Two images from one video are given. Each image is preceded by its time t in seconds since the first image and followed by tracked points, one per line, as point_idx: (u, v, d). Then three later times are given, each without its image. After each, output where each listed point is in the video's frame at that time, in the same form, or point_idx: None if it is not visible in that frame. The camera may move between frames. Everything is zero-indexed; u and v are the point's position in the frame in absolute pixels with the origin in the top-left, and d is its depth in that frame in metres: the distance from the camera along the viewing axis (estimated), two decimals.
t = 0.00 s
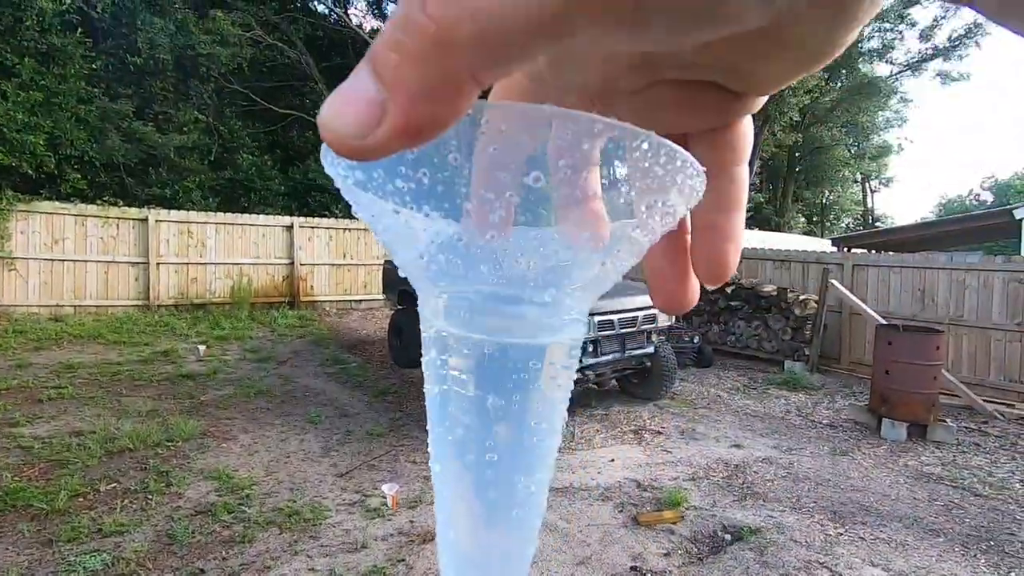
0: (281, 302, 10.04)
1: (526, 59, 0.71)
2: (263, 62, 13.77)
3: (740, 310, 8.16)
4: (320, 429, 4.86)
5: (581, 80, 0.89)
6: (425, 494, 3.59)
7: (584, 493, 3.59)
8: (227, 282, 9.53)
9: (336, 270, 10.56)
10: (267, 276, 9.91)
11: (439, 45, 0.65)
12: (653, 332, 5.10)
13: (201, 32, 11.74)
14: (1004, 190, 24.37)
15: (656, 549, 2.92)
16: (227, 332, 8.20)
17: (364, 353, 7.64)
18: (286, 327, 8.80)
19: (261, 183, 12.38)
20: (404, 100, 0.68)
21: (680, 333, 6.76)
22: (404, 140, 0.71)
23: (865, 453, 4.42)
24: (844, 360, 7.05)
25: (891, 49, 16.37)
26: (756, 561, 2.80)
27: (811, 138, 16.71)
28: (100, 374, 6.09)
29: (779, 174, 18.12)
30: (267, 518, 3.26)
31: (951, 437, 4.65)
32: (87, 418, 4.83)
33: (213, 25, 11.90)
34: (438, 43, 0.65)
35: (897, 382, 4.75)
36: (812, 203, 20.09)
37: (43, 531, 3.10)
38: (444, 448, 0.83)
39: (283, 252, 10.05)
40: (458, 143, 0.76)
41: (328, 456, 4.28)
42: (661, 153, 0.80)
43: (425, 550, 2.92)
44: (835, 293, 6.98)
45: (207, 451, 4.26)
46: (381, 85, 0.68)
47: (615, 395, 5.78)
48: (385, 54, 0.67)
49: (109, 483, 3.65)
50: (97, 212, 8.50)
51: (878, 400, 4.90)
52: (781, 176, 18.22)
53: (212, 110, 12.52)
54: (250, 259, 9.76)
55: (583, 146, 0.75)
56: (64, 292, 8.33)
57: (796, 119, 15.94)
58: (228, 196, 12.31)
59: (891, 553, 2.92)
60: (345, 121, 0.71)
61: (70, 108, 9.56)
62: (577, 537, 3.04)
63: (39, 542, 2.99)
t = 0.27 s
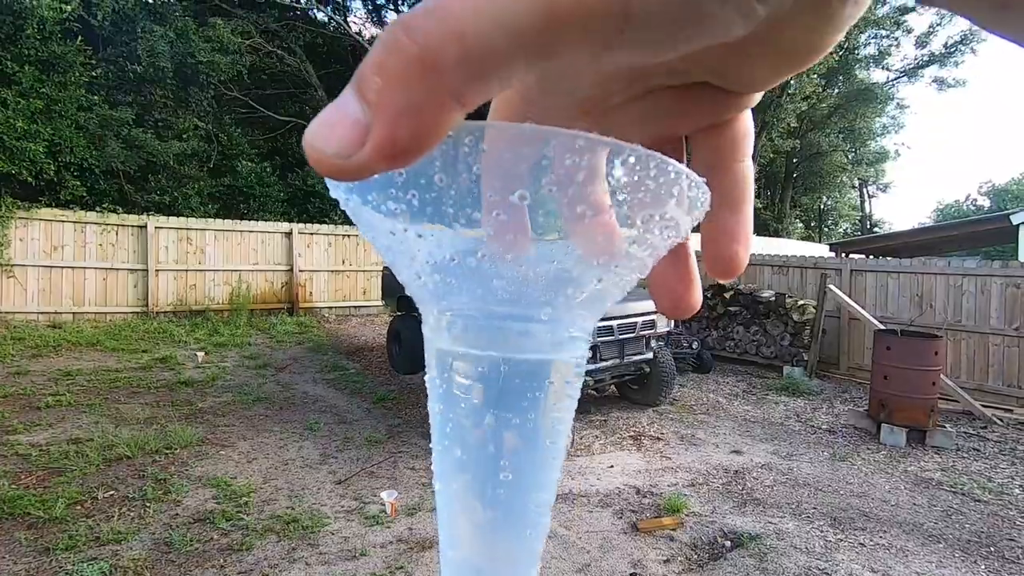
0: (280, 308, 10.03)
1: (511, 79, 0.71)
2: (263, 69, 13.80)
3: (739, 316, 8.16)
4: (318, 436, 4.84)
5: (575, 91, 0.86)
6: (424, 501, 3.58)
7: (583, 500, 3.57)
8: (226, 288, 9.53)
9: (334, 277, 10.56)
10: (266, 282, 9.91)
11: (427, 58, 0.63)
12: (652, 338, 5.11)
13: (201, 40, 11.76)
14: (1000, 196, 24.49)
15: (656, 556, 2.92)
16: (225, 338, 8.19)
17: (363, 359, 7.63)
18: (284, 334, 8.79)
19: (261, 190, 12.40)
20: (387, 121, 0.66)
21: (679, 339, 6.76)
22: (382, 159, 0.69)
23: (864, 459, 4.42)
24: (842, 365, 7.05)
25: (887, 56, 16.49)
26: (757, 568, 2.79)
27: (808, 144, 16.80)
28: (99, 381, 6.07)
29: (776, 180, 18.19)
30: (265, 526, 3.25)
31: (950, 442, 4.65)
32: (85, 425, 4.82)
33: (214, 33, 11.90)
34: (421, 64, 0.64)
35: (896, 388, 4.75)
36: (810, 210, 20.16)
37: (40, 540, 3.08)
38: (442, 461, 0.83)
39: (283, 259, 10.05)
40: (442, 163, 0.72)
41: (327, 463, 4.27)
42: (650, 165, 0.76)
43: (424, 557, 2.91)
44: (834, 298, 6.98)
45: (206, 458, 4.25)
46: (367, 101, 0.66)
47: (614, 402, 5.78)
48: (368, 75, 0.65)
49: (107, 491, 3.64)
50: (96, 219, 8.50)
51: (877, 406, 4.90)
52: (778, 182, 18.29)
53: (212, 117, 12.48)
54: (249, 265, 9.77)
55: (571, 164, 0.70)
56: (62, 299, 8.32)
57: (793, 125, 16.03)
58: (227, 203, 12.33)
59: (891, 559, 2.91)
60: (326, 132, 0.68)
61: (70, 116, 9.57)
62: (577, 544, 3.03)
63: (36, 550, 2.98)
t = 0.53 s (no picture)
0: (280, 313, 10.04)
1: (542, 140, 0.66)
2: (264, 75, 13.84)
3: (739, 320, 8.15)
4: (318, 442, 4.84)
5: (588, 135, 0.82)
6: (424, 507, 3.58)
7: (583, 505, 3.57)
8: (226, 293, 9.54)
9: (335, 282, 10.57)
10: (266, 287, 9.91)
11: (475, 146, 0.59)
12: (653, 342, 5.11)
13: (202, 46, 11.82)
14: (999, 200, 24.54)
15: (657, 561, 2.91)
16: (225, 344, 8.19)
17: (363, 364, 7.63)
18: (285, 339, 8.79)
19: (261, 195, 12.43)
20: (446, 202, 0.62)
21: (679, 343, 6.76)
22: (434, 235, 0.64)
23: (865, 463, 4.41)
24: (843, 369, 7.06)
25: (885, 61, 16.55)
26: (757, 573, 2.79)
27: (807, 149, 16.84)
28: (99, 387, 6.07)
29: (775, 184, 18.22)
30: (265, 532, 3.25)
31: (951, 446, 4.65)
32: (84, 431, 4.81)
33: (215, 40, 11.95)
34: (473, 149, 0.59)
35: (896, 391, 4.75)
36: (809, 214, 20.19)
37: (40, 546, 3.07)
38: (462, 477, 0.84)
39: (283, 264, 10.06)
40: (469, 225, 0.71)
41: (327, 469, 4.26)
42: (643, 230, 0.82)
43: (424, 563, 2.91)
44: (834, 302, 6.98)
45: (206, 464, 4.25)
46: (421, 183, 0.61)
47: (615, 406, 5.77)
48: (418, 158, 0.61)
49: (106, 497, 3.64)
50: (96, 225, 8.51)
51: (878, 410, 4.90)
52: (778, 186, 18.32)
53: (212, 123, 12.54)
54: (249, 270, 9.78)
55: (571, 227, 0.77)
56: (63, 304, 8.33)
57: (792, 129, 16.08)
58: (228, 208, 12.35)
59: (892, 564, 2.91)
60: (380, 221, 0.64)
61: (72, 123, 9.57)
62: (578, 549, 3.02)
63: (36, 556, 2.98)
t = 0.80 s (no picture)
0: (280, 316, 10.04)
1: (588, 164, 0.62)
2: (264, 79, 13.85)
3: (739, 323, 8.14)
4: (319, 445, 4.83)
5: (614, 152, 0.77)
6: (425, 510, 3.57)
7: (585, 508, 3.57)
8: (226, 296, 9.55)
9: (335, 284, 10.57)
10: (266, 290, 9.91)
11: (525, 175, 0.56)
12: (654, 345, 5.09)
13: (202, 50, 11.86)
14: (999, 204, 24.54)
15: (658, 564, 2.90)
16: (226, 347, 8.18)
17: (363, 368, 7.62)
18: (285, 342, 8.79)
19: (262, 199, 12.45)
20: (502, 234, 0.58)
21: (679, 346, 6.76)
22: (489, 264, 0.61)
23: (866, 466, 4.40)
24: (843, 372, 7.05)
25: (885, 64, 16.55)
26: None
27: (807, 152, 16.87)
28: (99, 390, 6.06)
29: (775, 187, 18.24)
30: (266, 535, 3.24)
31: (953, 449, 4.63)
32: (84, 435, 4.80)
33: (216, 44, 12.00)
34: (530, 177, 0.56)
35: (897, 394, 4.74)
36: (809, 216, 20.21)
37: (40, 550, 3.07)
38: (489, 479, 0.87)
39: (283, 268, 10.06)
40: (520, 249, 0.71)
41: (328, 472, 4.25)
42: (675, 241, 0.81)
43: (426, 566, 2.90)
44: (834, 305, 6.97)
45: (207, 467, 4.25)
46: (473, 214, 0.58)
47: (615, 409, 5.77)
48: (468, 190, 0.57)
49: (107, 501, 3.63)
50: (97, 228, 8.51)
51: (878, 412, 4.90)
52: (777, 189, 18.34)
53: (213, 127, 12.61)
54: (250, 273, 9.78)
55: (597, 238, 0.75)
56: (63, 308, 8.33)
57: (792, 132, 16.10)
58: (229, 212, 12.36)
59: (894, 567, 2.90)
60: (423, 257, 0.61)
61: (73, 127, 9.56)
62: (580, 553, 3.01)
63: (36, 560, 2.97)
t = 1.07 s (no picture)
0: (283, 313, 10.04)
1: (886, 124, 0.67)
2: (267, 75, 13.83)
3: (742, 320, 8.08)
4: (322, 442, 4.83)
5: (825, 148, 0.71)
6: (430, 507, 3.57)
7: (590, 505, 3.56)
8: (228, 293, 9.56)
9: (337, 281, 10.57)
10: (269, 287, 9.92)
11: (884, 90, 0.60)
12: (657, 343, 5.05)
13: (204, 46, 11.84)
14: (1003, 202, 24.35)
15: (663, 561, 2.89)
16: (228, 344, 8.19)
17: (366, 364, 7.62)
18: (287, 339, 8.78)
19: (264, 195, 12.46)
20: (869, 157, 0.59)
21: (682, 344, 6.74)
22: (846, 200, 0.61)
23: (871, 464, 4.39)
24: (846, 370, 7.01)
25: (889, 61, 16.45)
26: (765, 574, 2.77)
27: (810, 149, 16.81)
28: (102, 387, 6.07)
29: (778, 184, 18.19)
30: (271, 531, 3.24)
31: (957, 447, 4.60)
32: (88, 431, 4.81)
33: (217, 39, 11.98)
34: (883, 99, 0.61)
35: (900, 392, 4.72)
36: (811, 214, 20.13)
37: (46, 546, 3.07)
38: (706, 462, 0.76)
39: (285, 264, 10.05)
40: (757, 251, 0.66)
41: (331, 469, 4.25)
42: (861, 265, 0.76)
43: (430, 563, 2.90)
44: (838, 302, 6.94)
45: (211, 463, 4.25)
46: (831, 139, 0.59)
47: (619, 407, 5.75)
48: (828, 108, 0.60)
49: (112, 497, 3.63)
50: (100, 224, 8.51)
51: (882, 410, 4.88)
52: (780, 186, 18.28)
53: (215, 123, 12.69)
54: (253, 270, 9.79)
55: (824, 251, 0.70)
56: (66, 304, 8.34)
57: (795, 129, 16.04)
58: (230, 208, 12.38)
59: (901, 565, 2.88)
60: (747, 176, 0.59)
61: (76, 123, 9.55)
62: (585, 550, 3.01)
63: (43, 555, 2.98)
